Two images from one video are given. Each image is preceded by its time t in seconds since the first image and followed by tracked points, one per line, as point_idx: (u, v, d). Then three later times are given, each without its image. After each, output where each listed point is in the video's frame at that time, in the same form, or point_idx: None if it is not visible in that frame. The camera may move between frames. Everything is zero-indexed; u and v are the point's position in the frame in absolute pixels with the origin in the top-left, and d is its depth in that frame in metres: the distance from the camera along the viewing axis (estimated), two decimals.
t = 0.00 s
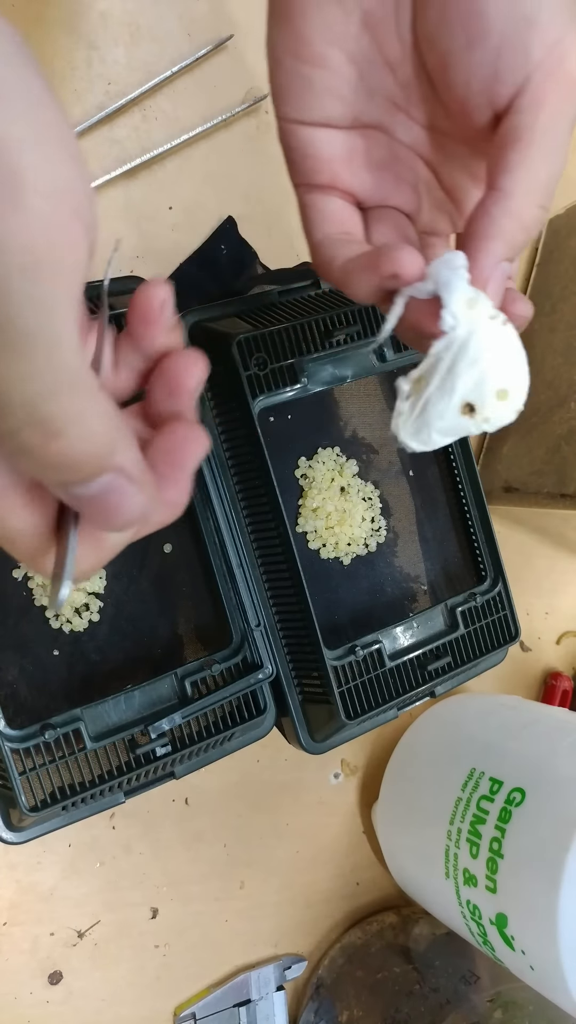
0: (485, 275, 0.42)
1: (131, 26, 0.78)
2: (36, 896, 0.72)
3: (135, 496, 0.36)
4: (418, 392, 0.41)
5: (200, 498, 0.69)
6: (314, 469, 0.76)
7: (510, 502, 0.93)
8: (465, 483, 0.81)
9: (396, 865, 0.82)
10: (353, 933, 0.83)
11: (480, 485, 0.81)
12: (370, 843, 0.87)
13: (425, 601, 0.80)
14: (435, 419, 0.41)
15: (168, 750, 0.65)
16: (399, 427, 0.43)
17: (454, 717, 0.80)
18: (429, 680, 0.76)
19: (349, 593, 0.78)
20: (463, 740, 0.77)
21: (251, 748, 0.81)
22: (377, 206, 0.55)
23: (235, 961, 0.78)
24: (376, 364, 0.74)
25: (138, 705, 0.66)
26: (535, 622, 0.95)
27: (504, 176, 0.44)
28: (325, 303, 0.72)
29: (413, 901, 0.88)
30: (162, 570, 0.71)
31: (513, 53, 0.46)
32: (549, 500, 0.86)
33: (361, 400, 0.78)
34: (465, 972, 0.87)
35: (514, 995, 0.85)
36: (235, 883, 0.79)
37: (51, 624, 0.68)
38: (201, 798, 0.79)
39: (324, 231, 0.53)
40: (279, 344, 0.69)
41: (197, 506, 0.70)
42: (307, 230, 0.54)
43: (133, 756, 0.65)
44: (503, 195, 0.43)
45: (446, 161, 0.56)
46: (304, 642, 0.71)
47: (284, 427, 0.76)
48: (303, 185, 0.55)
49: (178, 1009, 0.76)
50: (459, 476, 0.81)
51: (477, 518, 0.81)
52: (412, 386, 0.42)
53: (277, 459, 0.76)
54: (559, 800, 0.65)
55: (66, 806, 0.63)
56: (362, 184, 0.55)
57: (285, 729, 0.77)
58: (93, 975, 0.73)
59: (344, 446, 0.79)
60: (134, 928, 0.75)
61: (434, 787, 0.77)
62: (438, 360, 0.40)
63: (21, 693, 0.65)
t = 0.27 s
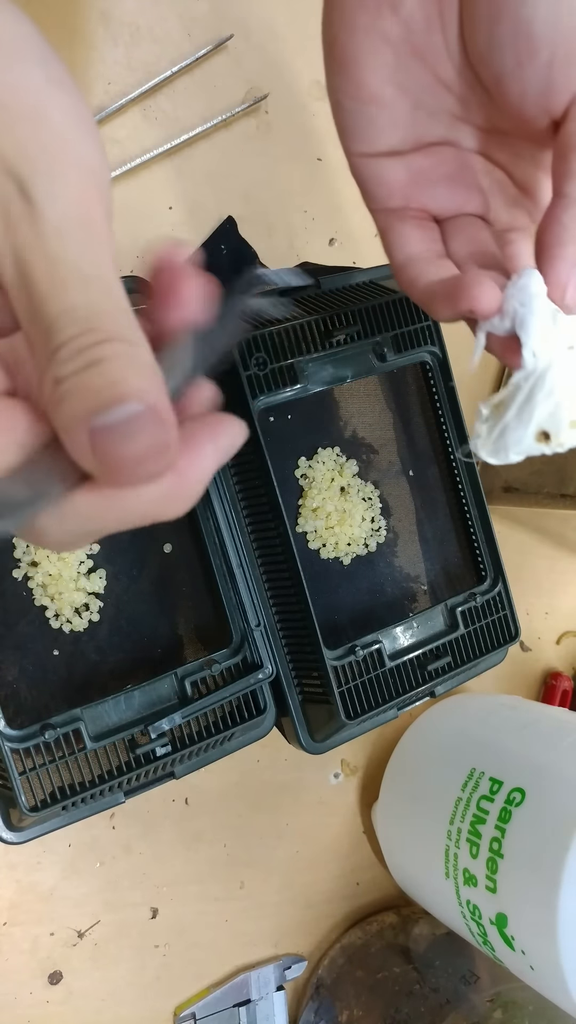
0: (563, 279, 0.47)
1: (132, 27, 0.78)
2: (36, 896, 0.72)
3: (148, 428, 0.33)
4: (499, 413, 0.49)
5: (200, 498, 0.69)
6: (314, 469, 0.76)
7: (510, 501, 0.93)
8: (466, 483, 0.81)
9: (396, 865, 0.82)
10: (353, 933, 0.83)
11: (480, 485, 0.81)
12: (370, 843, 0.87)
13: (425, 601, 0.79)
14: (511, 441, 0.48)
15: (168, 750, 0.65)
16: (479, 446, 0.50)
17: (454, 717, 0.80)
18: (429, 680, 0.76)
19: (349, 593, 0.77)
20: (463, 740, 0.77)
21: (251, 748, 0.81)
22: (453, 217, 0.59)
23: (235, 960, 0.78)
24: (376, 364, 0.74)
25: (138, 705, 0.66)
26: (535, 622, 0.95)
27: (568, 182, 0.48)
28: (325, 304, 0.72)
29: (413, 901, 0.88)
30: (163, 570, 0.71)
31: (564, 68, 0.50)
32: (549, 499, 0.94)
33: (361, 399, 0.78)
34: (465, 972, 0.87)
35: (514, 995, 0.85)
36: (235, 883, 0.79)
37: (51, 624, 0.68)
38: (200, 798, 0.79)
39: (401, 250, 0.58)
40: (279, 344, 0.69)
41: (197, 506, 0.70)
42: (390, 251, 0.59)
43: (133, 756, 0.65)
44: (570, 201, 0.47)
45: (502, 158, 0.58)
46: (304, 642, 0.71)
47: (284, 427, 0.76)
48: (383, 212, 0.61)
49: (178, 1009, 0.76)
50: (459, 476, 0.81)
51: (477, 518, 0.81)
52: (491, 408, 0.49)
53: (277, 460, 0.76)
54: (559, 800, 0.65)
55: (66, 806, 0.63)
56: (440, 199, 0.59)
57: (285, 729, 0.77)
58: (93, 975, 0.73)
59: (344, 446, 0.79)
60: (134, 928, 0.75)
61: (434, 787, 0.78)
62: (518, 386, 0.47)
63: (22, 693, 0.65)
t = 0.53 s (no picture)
0: (545, 326, 0.51)
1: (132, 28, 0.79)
2: (36, 896, 0.72)
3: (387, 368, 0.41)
4: (482, 468, 0.58)
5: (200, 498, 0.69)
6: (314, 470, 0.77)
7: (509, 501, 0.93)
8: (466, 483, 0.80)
9: (396, 865, 0.82)
10: (353, 933, 0.83)
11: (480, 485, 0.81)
12: (370, 843, 0.87)
13: (425, 601, 0.80)
14: (491, 491, 0.57)
15: (168, 750, 0.65)
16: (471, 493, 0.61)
17: (454, 717, 0.80)
18: (429, 680, 0.76)
19: (349, 593, 0.78)
20: (463, 740, 0.77)
21: (251, 748, 0.81)
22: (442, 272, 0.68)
23: (235, 960, 0.78)
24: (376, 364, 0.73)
25: (138, 705, 0.67)
26: (535, 622, 0.95)
27: (539, 239, 0.51)
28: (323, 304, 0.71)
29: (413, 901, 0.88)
30: (163, 570, 0.71)
31: (527, 152, 0.54)
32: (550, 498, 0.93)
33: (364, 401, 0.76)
34: (464, 972, 0.87)
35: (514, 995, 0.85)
36: (236, 883, 0.79)
37: (51, 624, 0.68)
38: (200, 798, 0.79)
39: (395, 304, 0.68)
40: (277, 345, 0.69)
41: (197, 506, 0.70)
42: (383, 303, 0.69)
43: (133, 756, 0.65)
44: (544, 263, 0.51)
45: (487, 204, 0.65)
46: (304, 642, 0.71)
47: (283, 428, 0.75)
48: (376, 267, 0.70)
49: (179, 1009, 0.76)
50: (459, 475, 0.81)
51: (477, 518, 0.81)
52: (476, 464, 0.59)
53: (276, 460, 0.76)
54: (560, 800, 0.65)
55: (66, 806, 0.63)
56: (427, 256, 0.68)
57: (285, 729, 0.77)
58: (93, 974, 0.73)
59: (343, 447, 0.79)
60: (134, 928, 0.75)
61: (433, 787, 0.78)
62: (496, 447, 0.56)
63: (21, 693, 0.65)
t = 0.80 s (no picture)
0: (548, 322, 0.53)
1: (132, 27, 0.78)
2: (36, 896, 0.72)
3: (448, 354, 0.43)
4: (496, 452, 0.63)
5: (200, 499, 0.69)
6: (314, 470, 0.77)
7: (509, 501, 0.93)
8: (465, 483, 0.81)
9: (396, 865, 0.82)
10: (353, 933, 0.83)
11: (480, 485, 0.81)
12: (370, 843, 0.87)
13: (425, 601, 0.80)
14: (503, 475, 0.63)
15: (168, 750, 0.65)
16: (483, 477, 0.66)
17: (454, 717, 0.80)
18: (429, 680, 0.76)
19: (349, 593, 0.78)
20: (463, 741, 0.77)
21: (251, 748, 0.81)
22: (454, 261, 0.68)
23: (235, 960, 0.78)
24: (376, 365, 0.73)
25: (138, 705, 0.66)
26: (534, 622, 0.95)
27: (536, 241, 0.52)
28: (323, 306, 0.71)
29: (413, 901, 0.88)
30: (162, 571, 0.71)
31: (519, 152, 0.54)
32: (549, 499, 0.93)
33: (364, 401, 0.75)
34: (464, 972, 0.87)
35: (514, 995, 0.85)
36: (235, 883, 0.79)
37: (51, 624, 0.68)
38: (200, 798, 0.79)
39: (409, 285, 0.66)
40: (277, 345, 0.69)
41: (197, 506, 0.70)
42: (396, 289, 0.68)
43: (133, 756, 0.65)
44: (540, 262, 0.51)
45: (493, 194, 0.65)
46: (304, 642, 0.71)
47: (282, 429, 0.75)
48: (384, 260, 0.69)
49: (179, 1009, 0.76)
50: (459, 475, 0.81)
51: (477, 518, 0.81)
52: (490, 448, 0.64)
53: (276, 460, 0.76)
54: (560, 800, 0.65)
55: (66, 806, 0.63)
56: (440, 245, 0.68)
57: (285, 729, 0.77)
58: (93, 975, 0.73)
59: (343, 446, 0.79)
60: (134, 928, 0.75)
61: (433, 787, 0.78)
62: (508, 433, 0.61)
63: (21, 692, 0.65)
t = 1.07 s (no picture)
0: (532, 331, 0.54)
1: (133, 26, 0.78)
2: (36, 896, 0.72)
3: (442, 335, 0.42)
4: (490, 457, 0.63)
5: (200, 498, 0.69)
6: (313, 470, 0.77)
7: (509, 501, 0.93)
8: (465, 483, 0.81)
9: (396, 865, 0.82)
10: (353, 933, 0.83)
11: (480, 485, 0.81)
12: (370, 843, 0.87)
13: (425, 601, 0.80)
14: (498, 479, 0.63)
15: (168, 750, 0.65)
16: (480, 480, 0.66)
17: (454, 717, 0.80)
18: (429, 680, 0.76)
19: (350, 593, 0.78)
20: (463, 740, 0.77)
21: (251, 747, 0.81)
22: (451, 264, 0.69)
23: (235, 960, 0.78)
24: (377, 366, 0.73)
25: (138, 705, 0.66)
26: (535, 622, 0.95)
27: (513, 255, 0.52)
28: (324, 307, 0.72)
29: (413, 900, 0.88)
30: (162, 571, 0.71)
31: (487, 174, 0.54)
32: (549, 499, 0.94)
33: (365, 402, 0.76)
34: (465, 972, 0.87)
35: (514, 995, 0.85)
36: (235, 883, 0.79)
37: (51, 624, 0.68)
38: (200, 798, 0.79)
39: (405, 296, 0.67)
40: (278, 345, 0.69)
41: (197, 506, 0.70)
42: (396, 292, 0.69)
43: (133, 756, 0.65)
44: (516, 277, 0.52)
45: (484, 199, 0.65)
46: (304, 641, 0.71)
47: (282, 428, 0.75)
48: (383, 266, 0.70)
49: (178, 1009, 0.76)
50: (459, 475, 0.81)
51: (477, 518, 0.81)
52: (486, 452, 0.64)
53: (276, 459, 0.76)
54: (561, 800, 0.65)
55: (66, 807, 0.63)
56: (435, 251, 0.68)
57: (285, 729, 0.77)
58: (93, 975, 0.73)
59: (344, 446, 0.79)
60: (134, 928, 0.75)
61: (433, 786, 0.78)
62: (502, 438, 0.61)
63: (21, 692, 0.65)
